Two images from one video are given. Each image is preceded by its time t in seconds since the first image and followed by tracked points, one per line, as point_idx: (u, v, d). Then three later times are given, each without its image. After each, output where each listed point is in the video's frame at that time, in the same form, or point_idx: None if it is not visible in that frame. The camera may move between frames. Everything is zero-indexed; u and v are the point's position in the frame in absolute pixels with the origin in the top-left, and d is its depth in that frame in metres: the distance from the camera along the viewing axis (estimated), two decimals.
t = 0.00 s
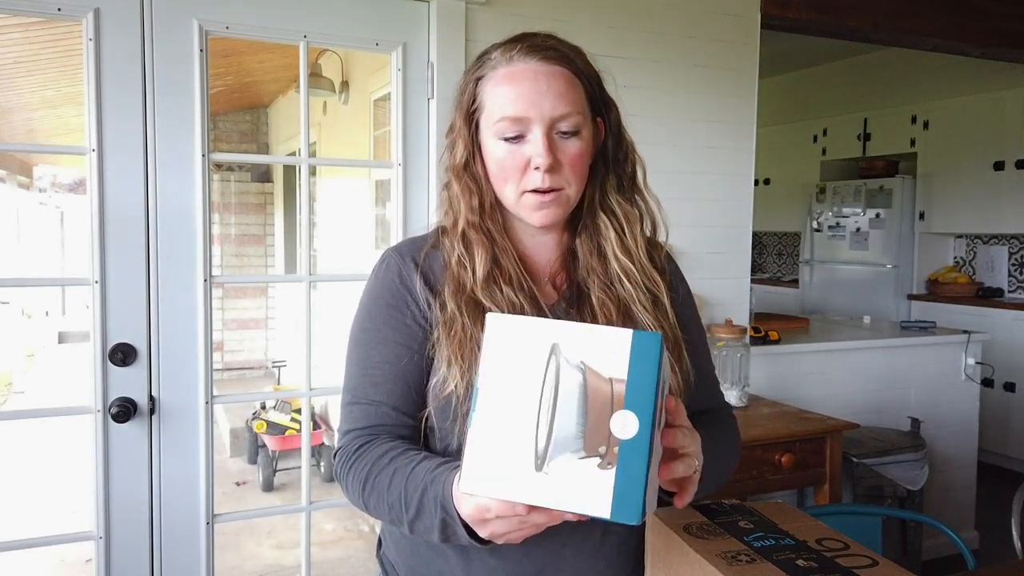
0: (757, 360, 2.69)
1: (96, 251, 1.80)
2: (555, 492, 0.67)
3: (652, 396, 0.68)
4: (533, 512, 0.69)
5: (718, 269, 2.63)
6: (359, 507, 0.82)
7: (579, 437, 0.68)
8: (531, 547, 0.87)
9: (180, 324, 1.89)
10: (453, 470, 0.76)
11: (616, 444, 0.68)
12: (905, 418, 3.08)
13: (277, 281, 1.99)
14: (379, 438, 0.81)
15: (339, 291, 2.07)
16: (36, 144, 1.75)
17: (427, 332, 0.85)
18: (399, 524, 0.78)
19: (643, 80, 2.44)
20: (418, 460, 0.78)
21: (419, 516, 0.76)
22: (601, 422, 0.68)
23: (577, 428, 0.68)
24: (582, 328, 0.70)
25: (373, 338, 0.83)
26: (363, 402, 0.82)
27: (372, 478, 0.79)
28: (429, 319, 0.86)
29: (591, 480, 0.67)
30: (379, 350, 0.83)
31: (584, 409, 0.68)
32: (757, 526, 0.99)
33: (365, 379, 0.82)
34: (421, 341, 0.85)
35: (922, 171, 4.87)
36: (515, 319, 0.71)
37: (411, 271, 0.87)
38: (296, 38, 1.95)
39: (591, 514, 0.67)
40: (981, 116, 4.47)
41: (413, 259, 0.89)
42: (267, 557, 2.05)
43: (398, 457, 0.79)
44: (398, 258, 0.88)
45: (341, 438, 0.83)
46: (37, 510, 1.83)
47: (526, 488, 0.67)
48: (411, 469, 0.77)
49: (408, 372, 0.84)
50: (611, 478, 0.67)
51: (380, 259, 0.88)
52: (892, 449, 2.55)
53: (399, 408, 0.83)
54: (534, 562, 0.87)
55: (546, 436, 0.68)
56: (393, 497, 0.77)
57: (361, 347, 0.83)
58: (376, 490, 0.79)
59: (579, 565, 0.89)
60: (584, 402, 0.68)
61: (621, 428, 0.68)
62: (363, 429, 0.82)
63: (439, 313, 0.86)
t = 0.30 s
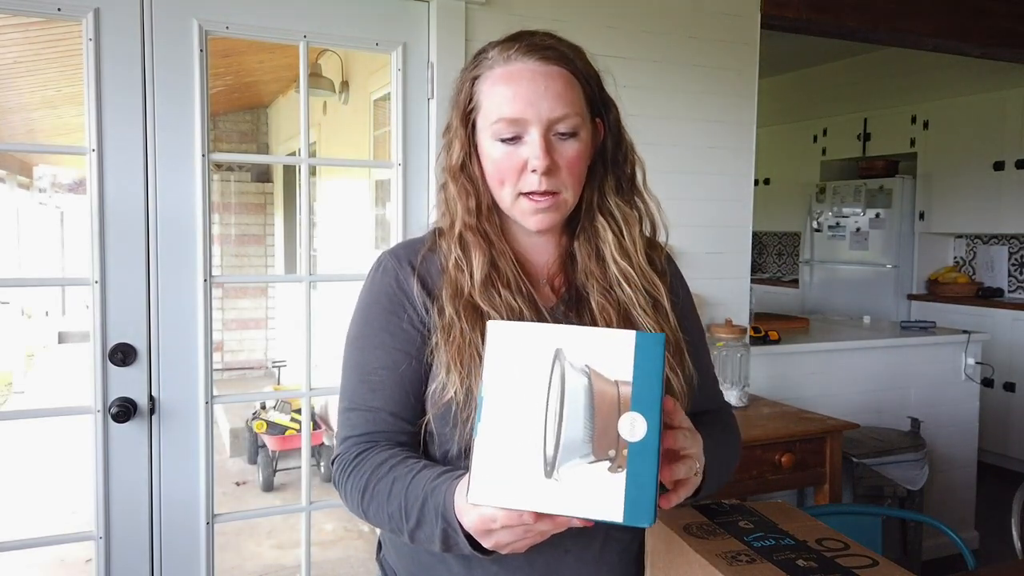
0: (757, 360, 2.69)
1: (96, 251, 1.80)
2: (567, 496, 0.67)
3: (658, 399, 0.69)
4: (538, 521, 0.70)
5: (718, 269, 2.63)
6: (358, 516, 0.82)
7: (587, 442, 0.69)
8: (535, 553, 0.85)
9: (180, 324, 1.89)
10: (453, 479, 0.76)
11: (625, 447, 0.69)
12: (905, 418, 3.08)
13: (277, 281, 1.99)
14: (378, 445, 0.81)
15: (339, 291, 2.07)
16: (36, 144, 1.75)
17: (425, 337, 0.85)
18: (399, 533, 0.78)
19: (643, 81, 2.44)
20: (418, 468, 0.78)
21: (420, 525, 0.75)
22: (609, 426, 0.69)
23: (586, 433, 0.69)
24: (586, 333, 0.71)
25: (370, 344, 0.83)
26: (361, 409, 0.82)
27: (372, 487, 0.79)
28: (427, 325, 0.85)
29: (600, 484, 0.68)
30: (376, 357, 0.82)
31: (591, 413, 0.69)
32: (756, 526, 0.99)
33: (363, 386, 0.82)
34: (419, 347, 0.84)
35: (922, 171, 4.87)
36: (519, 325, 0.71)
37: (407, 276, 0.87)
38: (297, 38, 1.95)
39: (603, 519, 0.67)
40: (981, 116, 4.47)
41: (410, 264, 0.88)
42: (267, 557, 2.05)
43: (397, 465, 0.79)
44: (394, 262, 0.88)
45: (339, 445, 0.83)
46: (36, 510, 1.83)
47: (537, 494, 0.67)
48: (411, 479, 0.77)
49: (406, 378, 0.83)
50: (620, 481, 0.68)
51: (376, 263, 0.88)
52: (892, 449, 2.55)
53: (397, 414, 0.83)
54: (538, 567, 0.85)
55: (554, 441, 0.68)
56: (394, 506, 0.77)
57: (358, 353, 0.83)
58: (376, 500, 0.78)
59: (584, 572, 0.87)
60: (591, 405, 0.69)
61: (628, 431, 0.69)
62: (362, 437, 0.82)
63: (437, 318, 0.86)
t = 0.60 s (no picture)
0: (757, 360, 2.68)
1: (96, 251, 1.80)
2: (546, 511, 0.66)
3: (684, 468, 0.66)
4: (513, 527, 0.67)
5: (718, 269, 2.63)
6: (354, 516, 0.81)
7: (593, 474, 0.68)
8: (535, 555, 0.85)
9: (180, 325, 1.89)
10: (445, 470, 0.75)
11: (626, 496, 0.66)
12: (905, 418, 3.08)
13: (277, 281, 1.99)
14: (374, 443, 0.80)
15: (340, 291, 2.07)
16: (36, 144, 1.75)
17: (420, 340, 0.84)
18: (393, 529, 0.77)
19: (643, 81, 2.44)
20: (412, 463, 0.77)
21: (413, 518, 0.75)
22: (620, 470, 0.68)
23: (596, 465, 0.68)
24: (642, 373, 0.71)
25: (366, 346, 0.82)
26: (358, 412, 0.81)
27: (366, 485, 0.78)
28: (423, 327, 0.85)
29: (586, 515, 0.66)
30: (372, 359, 0.81)
31: (610, 449, 0.68)
32: (756, 526, 0.99)
33: (359, 389, 0.81)
34: (415, 349, 0.84)
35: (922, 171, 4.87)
36: (582, 338, 0.73)
37: (402, 278, 0.87)
38: (297, 38, 1.95)
39: (571, 549, 0.65)
40: (981, 116, 4.47)
41: (404, 265, 0.88)
42: (267, 557, 2.05)
43: (392, 459, 0.78)
44: (388, 263, 0.88)
45: (334, 449, 0.82)
46: (36, 510, 1.83)
47: (527, 493, 0.67)
48: (405, 471, 0.76)
49: (402, 380, 0.82)
50: (605, 524, 0.65)
51: (370, 266, 0.88)
52: (892, 449, 2.55)
53: (394, 416, 0.82)
54: (538, 569, 0.85)
55: (566, 456, 0.69)
56: (387, 501, 0.76)
57: (353, 355, 0.82)
58: (370, 496, 0.77)
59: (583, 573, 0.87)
60: (613, 444, 0.68)
61: (639, 482, 0.66)
62: (357, 440, 0.80)
63: (433, 321, 0.85)
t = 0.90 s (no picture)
0: (757, 360, 2.68)
1: (96, 251, 1.80)
2: (544, 453, 0.60)
3: (695, 475, 0.59)
4: (504, 471, 0.67)
5: (718, 269, 2.63)
6: (349, 503, 0.78)
7: (604, 442, 0.61)
8: (534, 556, 0.84)
9: (180, 325, 1.89)
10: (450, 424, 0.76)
11: (628, 474, 0.59)
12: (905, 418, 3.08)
13: (277, 281, 1.99)
14: (368, 429, 0.80)
15: (339, 291, 2.07)
16: (36, 144, 1.75)
17: (414, 335, 0.85)
18: (398, 499, 0.76)
19: (643, 82, 2.44)
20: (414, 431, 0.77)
21: (420, 478, 0.74)
22: (632, 449, 0.61)
23: (611, 435, 0.61)
24: (695, 382, 0.65)
25: (359, 341, 0.82)
26: (349, 406, 0.80)
27: (367, 460, 0.77)
28: (417, 323, 0.85)
29: (580, 472, 0.59)
30: (365, 353, 0.82)
31: (630, 428, 0.62)
32: (756, 526, 0.99)
33: (352, 383, 0.81)
34: (408, 344, 0.84)
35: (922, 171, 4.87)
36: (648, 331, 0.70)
37: (397, 275, 0.87)
38: (297, 38, 1.95)
39: (550, 492, 0.58)
40: (981, 116, 4.47)
41: (400, 264, 0.89)
42: (267, 557, 2.05)
43: (393, 434, 0.78)
44: (384, 260, 0.88)
45: (325, 443, 0.82)
46: (36, 510, 1.83)
47: (536, 433, 0.62)
48: (407, 439, 0.76)
49: (395, 374, 0.83)
50: (595, 487, 0.58)
51: (365, 264, 0.88)
52: (892, 449, 2.55)
53: (386, 411, 0.82)
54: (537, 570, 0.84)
55: (588, 416, 0.63)
56: (391, 468, 0.76)
57: (346, 350, 0.82)
58: (372, 470, 0.76)
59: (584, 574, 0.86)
60: (635, 426, 0.62)
61: (645, 467, 0.59)
62: (349, 429, 0.80)
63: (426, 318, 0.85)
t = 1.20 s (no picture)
0: (756, 359, 2.68)
1: (96, 251, 1.80)
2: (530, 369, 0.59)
3: (680, 414, 0.57)
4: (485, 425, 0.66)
5: (718, 269, 2.63)
6: (334, 493, 0.78)
7: (590, 374, 0.59)
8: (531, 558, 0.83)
9: (180, 326, 1.89)
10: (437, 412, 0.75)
11: (613, 403, 0.57)
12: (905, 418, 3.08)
13: (277, 281, 1.99)
14: (356, 422, 0.80)
15: (339, 291, 2.07)
16: (36, 144, 1.75)
17: (407, 335, 0.85)
18: (382, 489, 0.75)
19: (642, 82, 2.44)
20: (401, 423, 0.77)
21: (404, 467, 0.74)
22: (619, 383, 0.58)
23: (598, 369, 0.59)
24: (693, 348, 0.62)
25: (352, 339, 0.83)
26: (340, 402, 0.80)
27: (354, 450, 0.77)
28: (410, 324, 0.85)
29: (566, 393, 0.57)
30: (357, 351, 0.82)
31: (618, 365, 0.60)
32: (756, 526, 0.99)
33: (343, 379, 0.81)
34: (402, 346, 0.84)
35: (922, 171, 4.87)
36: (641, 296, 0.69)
37: (392, 274, 0.87)
38: (296, 38, 1.95)
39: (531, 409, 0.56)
40: (981, 116, 4.47)
41: (395, 263, 0.89)
42: (267, 557, 2.05)
43: (381, 424, 0.78)
44: (380, 260, 0.88)
45: (314, 438, 0.81)
46: (36, 510, 1.83)
47: (526, 357, 0.60)
48: (394, 429, 0.76)
49: (386, 373, 0.83)
50: (577, 405, 0.56)
51: (363, 262, 0.88)
52: (892, 449, 2.55)
53: (375, 409, 0.82)
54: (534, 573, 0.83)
55: (579, 351, 0.61)
56: (377, 456, 0.75)
57: (338, 347, 0.83)
58: (358, 459, 0.76)
59: None
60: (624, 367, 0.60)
61: (627, 400, 0.57)
62: (337, 423, 0.80)
63: (420, 320, 0.85)
